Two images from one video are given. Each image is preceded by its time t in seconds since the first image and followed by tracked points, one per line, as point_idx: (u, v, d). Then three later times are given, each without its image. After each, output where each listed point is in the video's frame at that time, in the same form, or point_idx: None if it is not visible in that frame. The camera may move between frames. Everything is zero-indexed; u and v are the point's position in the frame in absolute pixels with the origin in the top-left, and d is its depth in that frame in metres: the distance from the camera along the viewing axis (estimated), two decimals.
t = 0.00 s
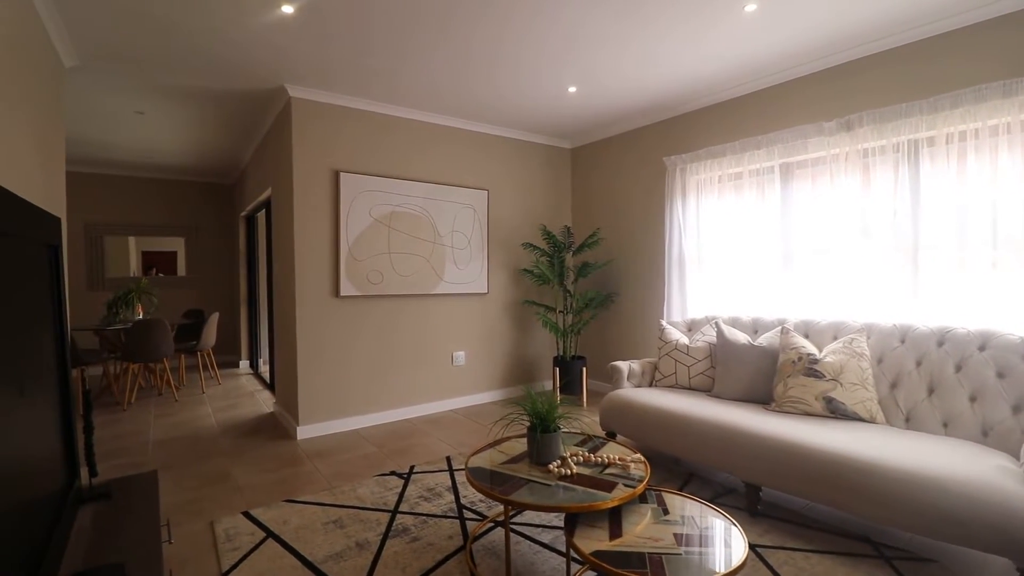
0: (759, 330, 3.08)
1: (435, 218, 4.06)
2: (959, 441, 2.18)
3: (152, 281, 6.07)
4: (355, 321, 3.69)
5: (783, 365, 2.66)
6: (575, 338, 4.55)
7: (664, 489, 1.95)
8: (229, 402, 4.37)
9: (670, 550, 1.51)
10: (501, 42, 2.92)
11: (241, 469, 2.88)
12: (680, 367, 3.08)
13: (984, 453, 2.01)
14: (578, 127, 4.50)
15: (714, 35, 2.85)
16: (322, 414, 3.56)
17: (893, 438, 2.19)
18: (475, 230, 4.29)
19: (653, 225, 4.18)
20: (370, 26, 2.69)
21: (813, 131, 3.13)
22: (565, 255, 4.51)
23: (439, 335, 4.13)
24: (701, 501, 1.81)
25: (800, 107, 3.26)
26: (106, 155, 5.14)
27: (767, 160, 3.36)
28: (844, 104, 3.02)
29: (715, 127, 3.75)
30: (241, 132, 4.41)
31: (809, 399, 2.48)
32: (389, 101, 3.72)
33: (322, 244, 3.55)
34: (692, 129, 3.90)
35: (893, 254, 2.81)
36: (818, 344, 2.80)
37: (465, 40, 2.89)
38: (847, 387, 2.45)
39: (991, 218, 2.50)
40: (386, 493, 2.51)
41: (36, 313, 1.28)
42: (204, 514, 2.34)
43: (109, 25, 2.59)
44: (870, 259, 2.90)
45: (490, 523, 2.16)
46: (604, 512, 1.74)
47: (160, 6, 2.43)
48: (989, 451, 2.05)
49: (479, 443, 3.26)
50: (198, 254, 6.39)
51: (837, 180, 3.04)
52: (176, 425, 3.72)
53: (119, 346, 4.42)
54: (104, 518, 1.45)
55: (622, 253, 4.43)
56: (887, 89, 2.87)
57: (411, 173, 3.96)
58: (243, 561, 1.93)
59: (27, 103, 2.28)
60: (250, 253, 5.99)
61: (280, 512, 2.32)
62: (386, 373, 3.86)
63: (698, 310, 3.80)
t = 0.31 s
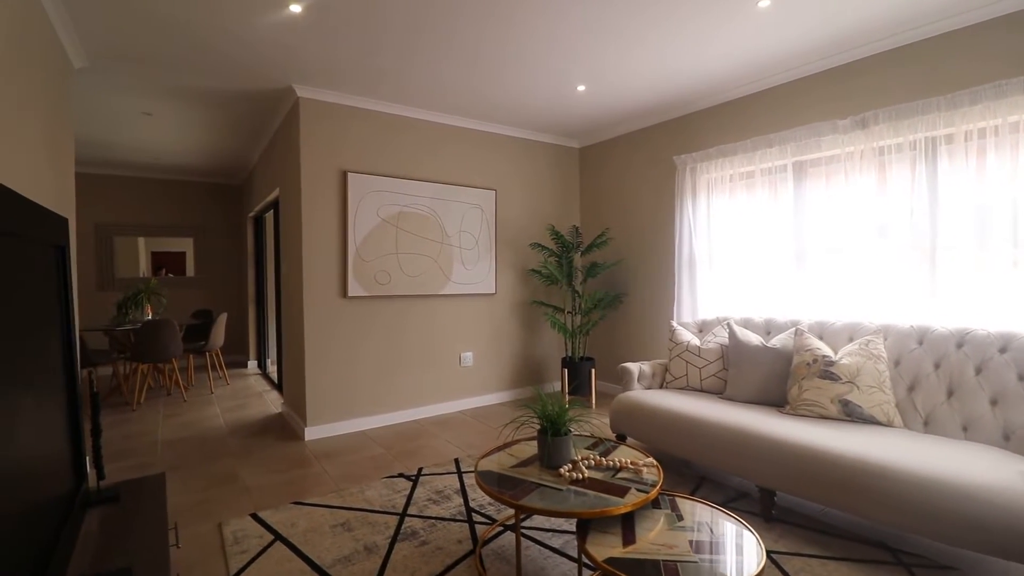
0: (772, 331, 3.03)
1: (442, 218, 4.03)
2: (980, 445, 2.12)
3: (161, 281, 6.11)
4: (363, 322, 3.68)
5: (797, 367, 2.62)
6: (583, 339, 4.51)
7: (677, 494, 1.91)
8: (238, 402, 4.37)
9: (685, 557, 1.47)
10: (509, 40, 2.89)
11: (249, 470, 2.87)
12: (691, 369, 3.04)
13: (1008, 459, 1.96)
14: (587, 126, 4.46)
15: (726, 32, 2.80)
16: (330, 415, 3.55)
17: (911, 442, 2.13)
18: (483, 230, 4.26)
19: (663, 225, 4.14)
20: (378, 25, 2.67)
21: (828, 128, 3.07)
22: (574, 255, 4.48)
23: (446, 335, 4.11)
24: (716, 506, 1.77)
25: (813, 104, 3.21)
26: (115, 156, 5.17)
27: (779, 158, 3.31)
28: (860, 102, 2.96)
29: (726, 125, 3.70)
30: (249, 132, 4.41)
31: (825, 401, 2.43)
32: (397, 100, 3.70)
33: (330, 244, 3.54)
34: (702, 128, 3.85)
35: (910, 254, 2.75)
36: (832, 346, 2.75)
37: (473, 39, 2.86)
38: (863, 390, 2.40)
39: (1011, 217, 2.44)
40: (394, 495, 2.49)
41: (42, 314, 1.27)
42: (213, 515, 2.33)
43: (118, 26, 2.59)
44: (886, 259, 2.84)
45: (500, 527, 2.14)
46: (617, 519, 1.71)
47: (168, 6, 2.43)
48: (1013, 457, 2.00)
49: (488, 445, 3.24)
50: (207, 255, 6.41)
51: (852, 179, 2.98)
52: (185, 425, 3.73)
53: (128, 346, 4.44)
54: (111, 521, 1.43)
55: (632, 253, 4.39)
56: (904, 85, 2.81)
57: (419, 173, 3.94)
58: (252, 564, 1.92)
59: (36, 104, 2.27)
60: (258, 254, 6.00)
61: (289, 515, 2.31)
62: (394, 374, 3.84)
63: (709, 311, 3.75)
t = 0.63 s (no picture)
0: (788, 333, 2.97)
1: (452, 217, 4.01)
2: (1008, 452, 2.04)
3: (173, 281, 6.15)
4: (372, 323, 3.66)
5: (816, 370, 2.55)
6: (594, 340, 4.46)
7: (693, 500, 1.86)
8: (249, 402, 4.38)
9: (704, 566, 1.43)
10: (519, 39, 2.85)
11: (259, 471, 2.87)
12: (706, 371, 2.98)
13: None
14: (598, 125, 4.42)
15: (741, 28, 2.75)
16: (340, 416, 3.54)
17: (936, 448, 2.06)
18: (493, 230, 4.23)
19: (675, 225, 4.08)
20: (388, 24, 2.65)
21: (846, 126, 3.00)
22: (585, 255, 4.43)
23: (456, 336, 4.08)
24: (734, 514, 1.72)
25: (831, 101, 3.14)
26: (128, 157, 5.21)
27: (796, 156, 3.24)
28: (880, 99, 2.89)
29: (740, 123, 3.63)
30: (259, 132, 4.42)
31: (844, 405, 2.37)
32: (407, 100, 3.68)
33: (339, 244, 3.53)
34: (716, 126, 3.79)
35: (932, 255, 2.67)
36: (852, 349, 2.68)
37: (483, 37, 2.83)
38: (885, 394, 2.33)
39: None
40: (404, 498, 2.47)
41: (49, 314, 1.25)
42: (223, 517, 2.33)
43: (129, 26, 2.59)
44: (908, 259, 2.76)
45: (511, 531, 2.10)
46: (632, 526, 1.66)
47: (178, 6, 2.42)
48: None
49: (498, 447, 3.20)
50: (218, 255, 6.45)
51: (871, 177, 2.91)
52: (196, 425, 3.74)
53: (140, 346, 4.46)
54: (119, 524, 1.42)
55: (644, 253, 4.33)
56: (926, 81, 2.74)
57: (428, 173, 3.92)
58: (261, 567, 1.91)
59: (47, 104, 2.27)
60: (268, 254, 6.02)
61: (298, 517, 2.29)
62: (404, 375, 3.82)
63: (722, 312, 3.69)
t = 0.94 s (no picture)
0: (809, 336, 2.89)
1: (463, 217, 3.97)
2: None
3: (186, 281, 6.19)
4: (383, 323, 3.64)
5: (839, 374, 2.48)
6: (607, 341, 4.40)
7: (713, 508, 1.81)
8: (260, 402, 4.39)
9: None
10: (532, 36, 2.80)
11: (270, 473, 2.85)
12: (723, 374, 2.92)
13: None
14: (611, 123, 4.35)
15: (760, 23, 2.67)
16: (351, 417, 3.52)
17: (968, 457, 1.98)
18: (504, 230, 4.19)
19: (691, 225, 4.00)
20: (399, 22, 2.61)
21: (869, 122, 2.91)
22: (597, 255, 4.37)
23: (467, 337, 4.04)
24: (757, 524, 1.66)
25: (853, 97, 3.05)
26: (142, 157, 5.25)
27: (816, 153, 3.16)
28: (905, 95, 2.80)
29: (758, 121, 3.55)
30: (271, 132, 4.42)
31: (869, 411, 2.29)
32: (418, 98, 3.65)
33: (350, 244, 3.50)
34: (732, 123, 3.71)
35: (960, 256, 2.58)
36: (876, 352, 2.60)
37: (496, 34, 2.78)
38: (912, 400, 2.25)
39: None
40: (416, 502, 2.43)
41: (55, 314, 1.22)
42: (233, 519, 2.31)
43: (140, 26, 2.58)
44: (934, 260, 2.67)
45: (525, 538, 2.06)
46: (652, 536, 1.61)
47: (189, 6, 2.40)
48: None
49: (510, 450, 3.16)
50: (231, 255, 6.49)
51: (896, 175, 2.82)
52: (207, 425, 3.74)
53: (152, 346, 4.48)
54: (127, 529, 1.39)
55: (658, 253, 4.27)
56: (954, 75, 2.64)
57: (440, 172, 3.88)
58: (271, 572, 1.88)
59: (59, 104, 2.27)
60: (279, 254, 6.04)
61: (309, 520, 2.26)
62: (414, 376, 3.79)
63: (739, 313, 3.62)
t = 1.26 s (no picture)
0: (832, 339, 2.81)
1: (475, 217, 3.93)
2: None
3: (201, 281, 6.24)
4: (395, 324, 3.61)
5: (866, 379, 2.39)
6: (621, 343, 4.34)
7: (735, 517, 1.75)
8: (273, 403, 4.39)
9: None
10: (545, 33, 2.75)
11: (283, 475, 2.83)
12: (742, 377, 2.85)
13: None
14: (626, 121, 4.29)
15: (780, 16, 2.60)
16: (363, 419, 3.50)
17: (1004, 466, 1.88)
18: (517, 230, 4.14)
19: (707, 224, 3.92)
20: (410, 21, 2.58)
21: (894, 117, 2.81)
22: (611, 255, 4.30)
23: (480, 338, 4.01)
24: (783, 534, 1.59)
25: (877, 92, 2.95)
26: (157, 159, 5.29)
27: (838, 150, 3.07)
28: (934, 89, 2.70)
29: (777, 117, 3.47)
30: (284, 133, 4.42)
31: (896, 416, 2.21)
32: (430, 97, 3.62)
33: (362, 245, 3.48)
34: (750, 120, 3.63)
35: (992, 256, 2.48)
36: (903, 356, 2.51)
37: (508, 32, 2.73)
38: (942, 405, 2.16)
39: None
40: (428, 506, 2.40)
41: (63, 318, 1.20)
42: (245, 523, 2.29)
43: (153, 27, 2.58)
44: (964, 260, 2.57)
45: (541, 545, 2.01)
46: (675, 548, 1.54)
47: (201, 6, 2.39)
48: None
49: (523, 453, 3.12)
50: (245, 256, 6.53)
51: (922, 172, 2.72)
52: (221, 426, 3.75)
53: (167, 346, 4.51)
54: (138, 535, 1.37)
55: (673, 253, 4.19)
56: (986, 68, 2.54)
57: (452, 172, 3.85)
58: None
59: (74, 107, 2.27)
60: (292, 255, 6.06)
61: (321, 524, 2.24)
62: (427, 378, 3.76)
63: (757, 315, 3.54)
